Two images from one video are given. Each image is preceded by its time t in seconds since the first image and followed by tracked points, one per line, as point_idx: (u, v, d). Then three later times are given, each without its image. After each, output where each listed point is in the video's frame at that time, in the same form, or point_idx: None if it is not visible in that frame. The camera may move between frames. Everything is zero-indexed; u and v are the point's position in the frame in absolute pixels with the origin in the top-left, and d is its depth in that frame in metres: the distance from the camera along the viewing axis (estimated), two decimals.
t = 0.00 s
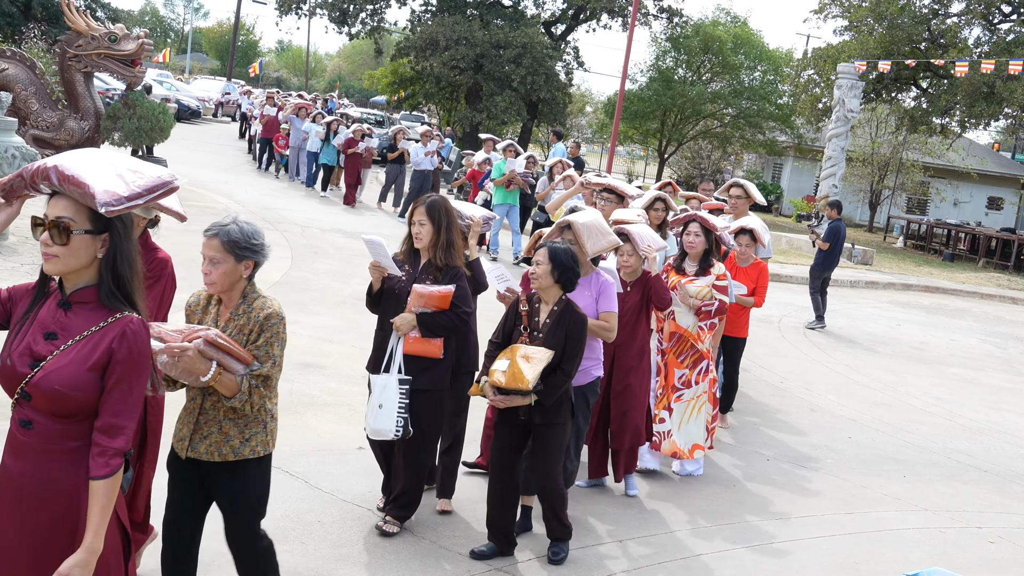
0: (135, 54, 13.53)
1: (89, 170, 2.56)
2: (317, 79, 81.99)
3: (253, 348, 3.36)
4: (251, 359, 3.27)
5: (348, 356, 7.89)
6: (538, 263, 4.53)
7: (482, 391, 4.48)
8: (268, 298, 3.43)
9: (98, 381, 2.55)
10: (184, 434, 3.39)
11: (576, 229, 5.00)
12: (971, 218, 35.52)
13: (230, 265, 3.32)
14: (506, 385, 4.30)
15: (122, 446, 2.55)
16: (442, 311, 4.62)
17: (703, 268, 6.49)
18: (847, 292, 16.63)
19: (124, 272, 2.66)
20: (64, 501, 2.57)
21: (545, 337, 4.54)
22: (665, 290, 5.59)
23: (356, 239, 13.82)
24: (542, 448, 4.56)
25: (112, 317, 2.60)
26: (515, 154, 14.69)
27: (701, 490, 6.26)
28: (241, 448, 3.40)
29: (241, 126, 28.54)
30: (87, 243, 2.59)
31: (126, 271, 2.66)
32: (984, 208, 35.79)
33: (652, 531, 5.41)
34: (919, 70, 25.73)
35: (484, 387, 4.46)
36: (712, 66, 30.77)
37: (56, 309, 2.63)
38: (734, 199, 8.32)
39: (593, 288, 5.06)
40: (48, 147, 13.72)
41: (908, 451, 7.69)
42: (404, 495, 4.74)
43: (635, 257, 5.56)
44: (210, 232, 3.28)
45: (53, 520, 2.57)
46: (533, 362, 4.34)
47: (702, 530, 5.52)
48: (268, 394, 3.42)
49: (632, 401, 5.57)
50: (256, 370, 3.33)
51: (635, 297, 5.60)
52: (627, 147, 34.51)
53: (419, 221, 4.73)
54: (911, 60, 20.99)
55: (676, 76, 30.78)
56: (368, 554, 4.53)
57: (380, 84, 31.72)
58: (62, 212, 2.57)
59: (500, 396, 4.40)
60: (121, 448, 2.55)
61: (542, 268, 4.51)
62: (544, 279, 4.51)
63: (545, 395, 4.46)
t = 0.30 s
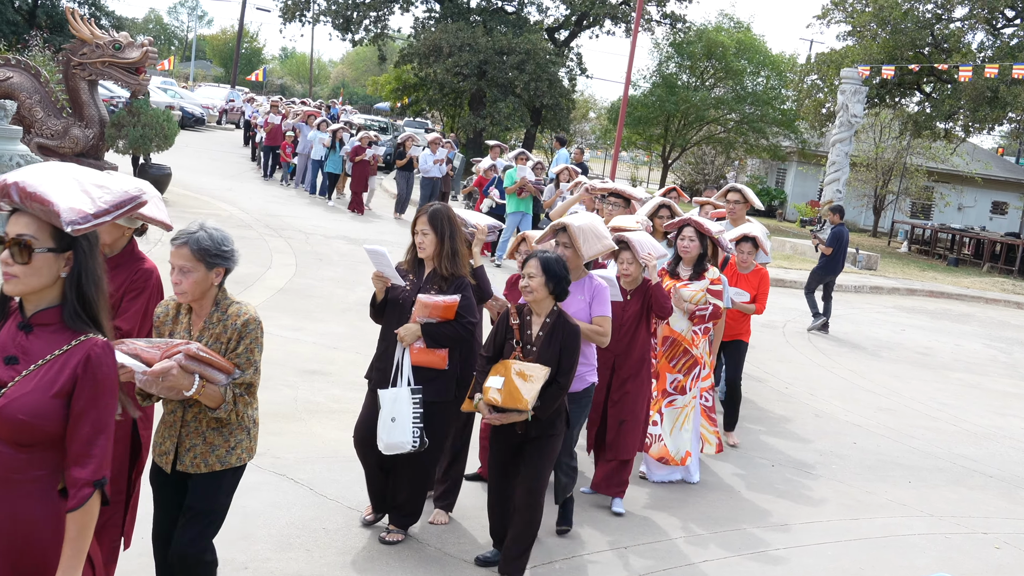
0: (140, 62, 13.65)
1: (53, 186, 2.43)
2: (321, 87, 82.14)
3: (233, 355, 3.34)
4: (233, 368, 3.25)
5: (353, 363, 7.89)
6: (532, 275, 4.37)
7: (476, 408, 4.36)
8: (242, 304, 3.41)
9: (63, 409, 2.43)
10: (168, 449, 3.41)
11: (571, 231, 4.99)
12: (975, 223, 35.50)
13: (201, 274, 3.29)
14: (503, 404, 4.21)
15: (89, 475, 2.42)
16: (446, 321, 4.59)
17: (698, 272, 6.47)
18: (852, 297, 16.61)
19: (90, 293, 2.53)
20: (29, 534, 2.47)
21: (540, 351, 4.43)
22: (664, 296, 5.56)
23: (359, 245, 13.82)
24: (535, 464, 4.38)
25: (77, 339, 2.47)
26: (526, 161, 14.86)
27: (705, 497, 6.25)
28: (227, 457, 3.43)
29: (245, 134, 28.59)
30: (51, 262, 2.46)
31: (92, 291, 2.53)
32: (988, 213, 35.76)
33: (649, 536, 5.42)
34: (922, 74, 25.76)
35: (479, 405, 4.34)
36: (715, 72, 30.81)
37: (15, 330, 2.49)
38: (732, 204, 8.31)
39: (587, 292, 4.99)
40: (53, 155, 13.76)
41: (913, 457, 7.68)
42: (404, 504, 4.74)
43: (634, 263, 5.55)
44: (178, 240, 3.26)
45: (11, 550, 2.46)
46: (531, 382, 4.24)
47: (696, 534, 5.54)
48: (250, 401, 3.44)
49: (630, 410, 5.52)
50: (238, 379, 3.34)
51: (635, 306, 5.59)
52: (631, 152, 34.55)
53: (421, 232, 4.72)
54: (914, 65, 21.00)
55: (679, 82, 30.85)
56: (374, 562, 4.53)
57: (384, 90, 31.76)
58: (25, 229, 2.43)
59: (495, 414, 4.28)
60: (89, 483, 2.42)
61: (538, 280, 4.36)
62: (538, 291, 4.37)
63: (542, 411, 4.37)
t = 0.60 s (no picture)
0: (144, 69, 13.61)
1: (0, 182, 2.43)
2: (325, 93, 82.27)
3: (217, 371, 3.25)
4: (215, 384, 3.20)
5: (358, 369, 7.89)
6: (540, 283, 4.28)
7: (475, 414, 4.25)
8: (227, 318, 3.31)
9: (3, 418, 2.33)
10: (149, 464, 3.31)
11: (575, 239, 4.96)
12: (980, 227, 35.45)
13: (187, 285, 3.20)
14: (502, 409, 4.06)
15: (47, 483, 2.41)
16: (445, 330, 4.53)
17: (694, 277, 6.37)
18: (857, 302, 16.59)
19: (30, 295, 2.45)
20: None
21: (543, 358, 4.32)
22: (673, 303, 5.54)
23: (363, 251, 13.83)
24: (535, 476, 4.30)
25: (18, 344, 2.38)
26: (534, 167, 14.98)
27: (709, 503, 6.24)
28: (207, 475, 3.35)
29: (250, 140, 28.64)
30: None
31: (32, 294, 2.45)
32: (993, 216, 35.72)
33: (648, 544, 5.40)
34: (926, 78, 25.74)
35: (477, 411, 4.23)
36: (719, 76, 30.82)
37: None
38: (733, 208, 8.29)
39: (592, 300, 4.95)
40: (58, 162, 13.77)
41: (919, 461, 7.66)
42: (405, 513, 4.74)
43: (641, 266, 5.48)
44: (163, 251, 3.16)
45: None
46: (531, 385, 4.10)
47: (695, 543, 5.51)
48: (234, 418, 3.36)
49: (638, 418, 5.52)
50: (220, 397, 3.26)
51: (644, 313, 5.58)
52: (635, 157, 34.54)
53: (419, 238, 4.63)
54: (917, 69, 21.00)
55: (682, 86, 30.87)
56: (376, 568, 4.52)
57: (387, 96, 31.79)
58: None
59: (494, 421, 4.18)
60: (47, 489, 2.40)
61: (546, 288, 4.27)
62: (545, 297, 4.28)
63: (542, 420, 4.25)
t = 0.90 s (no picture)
0: (146, 73, 13.66)
1: None
2: (329, 96, 82.36)
3: (205, 380, 3.20)
4: (202, 391, 3.16)
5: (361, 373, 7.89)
6: (532, 289, 4.19)
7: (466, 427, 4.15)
8: (220, 326, 3.27)
9: None
10: (122, 471, 3.20)
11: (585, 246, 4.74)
12: (983, 229, 35.43)
13: (183, 288, 3.17)
14: (494, 422, 3.99)
15: None
16: (434, 338, 4.43)
17: (692, 280, 6.36)
18: (861, 304, 16.58)
19: None
20: None
21: (535, 368, 4.23)
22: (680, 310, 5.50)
23: (367, 255, 13.84)
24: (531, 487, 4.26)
25: None
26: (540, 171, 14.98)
27: (714, 507, 6.23)
28: (185, 486, 3.23)
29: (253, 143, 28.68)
30: None
31: None
32: (996, 218, 35.70)
33: (647, 549, 5.39)
34: (929, 81, 25.73)
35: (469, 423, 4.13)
36: (721, 79, 30.82)
37: None
38: (738, 212, 8.26)
39: (602, 308, 4.78)
40: (60, 167, 13.76)
41: (923, 464, 7.65)
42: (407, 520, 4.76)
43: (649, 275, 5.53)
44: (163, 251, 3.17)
45: None
46: (523, 400, 4.01)
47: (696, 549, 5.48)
48: (216, 429, 3.27)
49: (642, 424, 5.50)
50: (204, 405, 3.18)
51: (650, 318, 5.56)
52: (638, 160, 34.55)
53: (405, 245, 4.53)
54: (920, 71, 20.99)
55: (685, 89, 30.88)
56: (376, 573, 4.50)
57: (390, 100, 31.82)
58: None
59: (487, 433, 4.07)
60: None
61: (537, 294, 4.18)
62: (536, 304, 4.18)
63: (536, 431, 4.18)
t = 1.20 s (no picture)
0: (147, 75, 13.70)
1: None
2: (329, 97, 82.30)
3: (188, 389, 3.19)
4: (185, 400, 3.14)
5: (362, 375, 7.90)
6: (500, 292, 4.10)
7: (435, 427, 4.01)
8: (203, 332, 3.26)
9: None
10: (109, 480, 3.19)
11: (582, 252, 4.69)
12: (984, 230, 35.43)
13: (163, 294, 3.16)
14: (463, 423, 3.85)
15: None
16: (413, 335, 4.37)
17: (688, 283, 6.34)
18: (861, 305, 16.58)
19: None
20: None
21: (505, 369, 4.12)
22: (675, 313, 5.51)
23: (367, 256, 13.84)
24: (506, 491, 4.09)
25: None
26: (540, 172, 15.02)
27: (714, 509, 6.25)
28: (173, 495, 3.22)
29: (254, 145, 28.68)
30: None
31: None
32: (997, 219, 35.70)
33: (644, 551, 5.41)
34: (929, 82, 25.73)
35: (438, 423, 3.99)
36: (722, 80, 30.82)
37: None
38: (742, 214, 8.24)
39: (600, 315, 4.77)
40: (61, 169, 13.76)
41: (924, 464, 7.65)
42: (404, 523, 4.76)
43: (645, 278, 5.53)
44: (143, 255, 3.17)
45: None
46: (493, 399, 3.91)
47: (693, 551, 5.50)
48: (202, 437, 3.26)
49: (638, 428, 5.50)
50: (188, 414, 3.17)
51: (645, 321, 5.54)
52: (638, 160, 34.53)
53: (382, 243, 4.51)
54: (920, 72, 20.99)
55: (686, 90, 30.89)
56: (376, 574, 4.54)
57: (391, 101, 31.83)
58: None
59: (456, 434, 3.93)
60: None
61: (507, 296, 4.10)
62: (507, 307, 4.11)
63: (506, 432, 4.03)
